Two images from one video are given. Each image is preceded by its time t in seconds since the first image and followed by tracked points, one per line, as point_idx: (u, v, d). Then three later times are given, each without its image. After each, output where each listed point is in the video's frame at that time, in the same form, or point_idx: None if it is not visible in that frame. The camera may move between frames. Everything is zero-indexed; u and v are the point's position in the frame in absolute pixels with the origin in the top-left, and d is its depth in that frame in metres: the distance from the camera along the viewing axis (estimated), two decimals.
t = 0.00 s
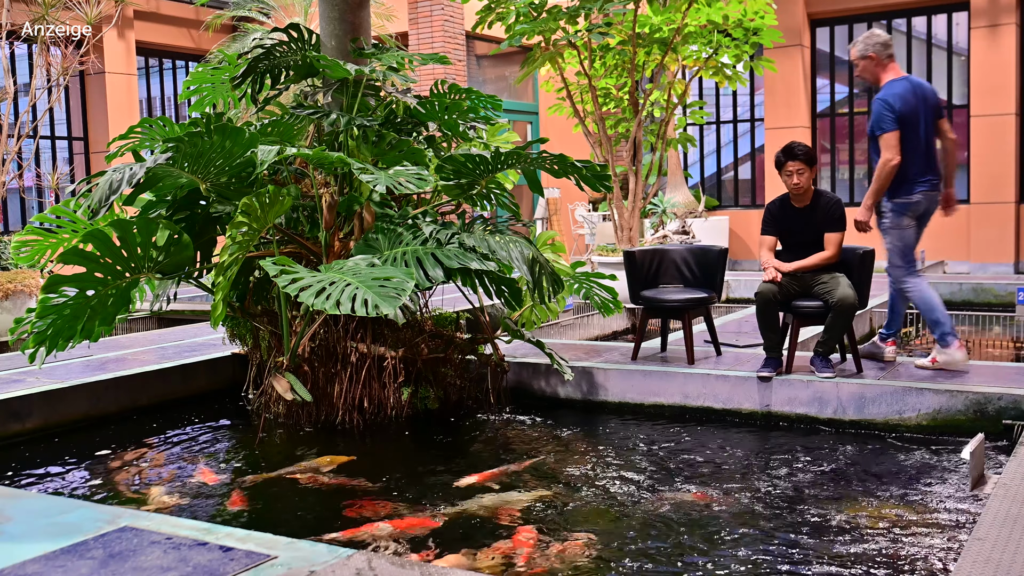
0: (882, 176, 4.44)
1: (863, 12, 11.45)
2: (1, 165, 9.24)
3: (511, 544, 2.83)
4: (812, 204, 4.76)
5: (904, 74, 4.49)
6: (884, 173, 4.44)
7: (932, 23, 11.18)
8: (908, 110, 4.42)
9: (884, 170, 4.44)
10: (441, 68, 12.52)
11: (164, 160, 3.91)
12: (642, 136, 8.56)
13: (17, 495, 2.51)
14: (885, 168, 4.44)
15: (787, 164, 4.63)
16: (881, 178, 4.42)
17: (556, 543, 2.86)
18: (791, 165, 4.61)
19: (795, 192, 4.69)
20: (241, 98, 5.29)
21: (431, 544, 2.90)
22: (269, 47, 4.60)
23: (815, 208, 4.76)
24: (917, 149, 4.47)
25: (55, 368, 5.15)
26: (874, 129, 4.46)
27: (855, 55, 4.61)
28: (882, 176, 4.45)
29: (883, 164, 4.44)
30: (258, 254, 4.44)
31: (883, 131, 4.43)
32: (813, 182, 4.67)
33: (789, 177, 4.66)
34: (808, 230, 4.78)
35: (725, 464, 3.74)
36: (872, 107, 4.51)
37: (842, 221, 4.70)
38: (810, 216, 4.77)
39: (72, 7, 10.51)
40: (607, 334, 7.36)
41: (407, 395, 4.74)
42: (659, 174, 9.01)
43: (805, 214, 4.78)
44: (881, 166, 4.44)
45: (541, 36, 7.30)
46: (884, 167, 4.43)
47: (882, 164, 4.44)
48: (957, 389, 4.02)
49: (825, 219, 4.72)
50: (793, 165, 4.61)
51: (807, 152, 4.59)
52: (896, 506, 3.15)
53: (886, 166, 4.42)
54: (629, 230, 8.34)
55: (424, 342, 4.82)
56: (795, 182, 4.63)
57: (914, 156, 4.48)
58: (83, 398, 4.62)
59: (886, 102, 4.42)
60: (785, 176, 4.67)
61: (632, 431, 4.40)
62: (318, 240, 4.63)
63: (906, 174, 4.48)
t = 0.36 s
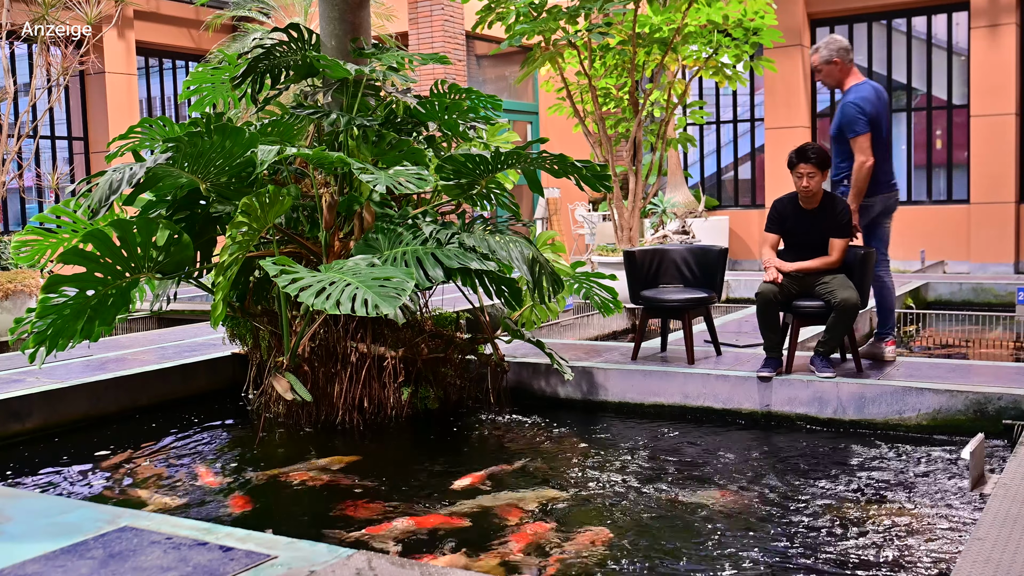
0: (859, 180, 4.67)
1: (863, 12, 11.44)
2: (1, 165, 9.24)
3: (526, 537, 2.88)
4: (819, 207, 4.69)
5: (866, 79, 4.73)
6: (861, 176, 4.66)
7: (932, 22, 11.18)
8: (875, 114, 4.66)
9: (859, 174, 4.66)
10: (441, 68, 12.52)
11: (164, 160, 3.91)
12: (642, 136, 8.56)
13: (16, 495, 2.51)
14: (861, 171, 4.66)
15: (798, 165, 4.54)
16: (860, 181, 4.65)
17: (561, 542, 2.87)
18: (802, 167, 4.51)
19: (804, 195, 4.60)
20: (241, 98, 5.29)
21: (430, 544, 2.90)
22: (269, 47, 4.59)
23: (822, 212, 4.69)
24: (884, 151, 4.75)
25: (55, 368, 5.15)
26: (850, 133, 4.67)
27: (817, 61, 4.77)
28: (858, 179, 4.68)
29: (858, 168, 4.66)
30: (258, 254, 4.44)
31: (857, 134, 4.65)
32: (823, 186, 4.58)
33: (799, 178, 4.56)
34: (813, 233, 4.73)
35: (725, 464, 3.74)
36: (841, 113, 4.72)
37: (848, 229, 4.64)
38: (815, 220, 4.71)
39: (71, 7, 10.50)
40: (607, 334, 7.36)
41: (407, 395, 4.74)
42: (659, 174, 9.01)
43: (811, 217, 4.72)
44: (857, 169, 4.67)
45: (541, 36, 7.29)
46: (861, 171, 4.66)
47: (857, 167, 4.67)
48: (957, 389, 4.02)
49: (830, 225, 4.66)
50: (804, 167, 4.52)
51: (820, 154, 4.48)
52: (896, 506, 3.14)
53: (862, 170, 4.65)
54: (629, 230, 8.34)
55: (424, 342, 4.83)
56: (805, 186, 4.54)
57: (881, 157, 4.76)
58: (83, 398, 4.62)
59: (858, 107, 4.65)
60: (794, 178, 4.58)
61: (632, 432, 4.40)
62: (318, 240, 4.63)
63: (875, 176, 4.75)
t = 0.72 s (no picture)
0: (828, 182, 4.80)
1: (863, 11, 11.44)
2: (1, 165, 9.24)
3: (541, 530, 2.94)
4: (825, 209, 4.65)
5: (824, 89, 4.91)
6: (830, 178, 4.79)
7: (932, 22, 11.18)
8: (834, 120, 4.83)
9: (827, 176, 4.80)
10: (441, 68, 12.52)
11: (164, 160, 3.91)
12: (642, 136, 8.55)
13: (16, 495, 2.51)
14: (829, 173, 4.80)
15: (806, 168, 4.50)
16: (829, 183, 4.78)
17: (565, 540, 2.88)
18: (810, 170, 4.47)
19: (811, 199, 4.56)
20: (241, 98, 5.29)
21: (431, 543, 2.90)
22: (269, 47, 4.59)
23: (828, 215, 4.65)
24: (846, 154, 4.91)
25: (55, 368, 5.15)
26: (814, 138, 4.80)
27: (781, 68, 4.93)
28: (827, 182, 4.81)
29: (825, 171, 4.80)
30: (259, 254, 4.44)
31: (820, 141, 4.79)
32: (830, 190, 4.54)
33: (806, 181, 4.53)
34: (816, 235, 4.69)
35: (725, 464, 3.74)
36: (802, 120, 4.86)
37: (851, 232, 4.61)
38: (819, 223, 4.67)
39: (71, 7, 10.50)
40: (607, 334, 7.36)
41: (407, 394, 4.74)
42: (659, 174, 9.01)
43: (816, 220, 4.68)
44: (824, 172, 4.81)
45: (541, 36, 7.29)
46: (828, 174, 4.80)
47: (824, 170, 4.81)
48: (957, 389, 4.02)
49: (835, 228, 4.63)
50: (813, 170, 4.50)
51: (829, 158, 4.47)
52: (895, 506, 3.14)
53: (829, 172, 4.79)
54: (629, 230, 8.34)
55: (424, 342, 4.83)
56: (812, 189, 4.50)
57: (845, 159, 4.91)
58: (83, 398, 4.62)
59: (820, 113, 4.80)
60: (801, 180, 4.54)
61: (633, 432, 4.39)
62: (318, 240, 4.63)
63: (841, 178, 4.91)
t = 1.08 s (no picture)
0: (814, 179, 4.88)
1: (863, 11, 11.44)
2: (1, 165, 9.23)
3: (554, 523, 2.99)
4: (826, 210, 4.64)
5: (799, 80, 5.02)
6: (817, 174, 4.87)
7: (932, 22, 11.18)
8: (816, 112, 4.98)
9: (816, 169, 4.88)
10: (441, 68, 12.52)
11: (164, 160, 3.91)
12: (642, 136, 8.55)
13: (16, 495, 2.51)
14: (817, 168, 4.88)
15: (807, 168, 4.51)
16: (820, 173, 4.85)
17: (566, 540, 2.89)
18: (812, 171, 4.48)
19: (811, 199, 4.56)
20: (241, 98, 5.29)
21: (431, 543, 2.90)
22: (269, 47, 4.59)
23: (829, 216, 4.65)
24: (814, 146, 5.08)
25: (55, 368, 5.14)
26: (812, 125, 4.87)
27: (762, 61, 4.90)
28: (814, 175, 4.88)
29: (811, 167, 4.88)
30: (259, 254, 4.44)
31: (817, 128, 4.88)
32: (831, 191, 4.55)
33: (807, 182, 4.53)
34: (817, 236, 4.68)
35: (724, 464, 3.74)
36: (795, 109, 4.90)
37: (851, 233, 4.62)
38: (820, 224, 4.67)
39: (72, 6, 10.50)
40: (607, 335, 7.36)
41: (407, 394, 4.75)
42: (659, 174, 9.01)
43: (817, 220, 4.67)
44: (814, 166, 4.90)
45: (541, 36, 7.29)
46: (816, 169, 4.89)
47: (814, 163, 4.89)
48: (957, 389, 4.02)
49: (836, 230, 4.63)
50: (813, 171, 4.51)
51: (830, 159, 4.47)
52: (895, 506, 3.14)
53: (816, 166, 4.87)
54: (629, 230, 8.34)
55: (424, 342, 4.83)
56: (812, 190, 4.50)
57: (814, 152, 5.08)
58: (82, 398, 4.61)
59: (812, 102, 4.90)
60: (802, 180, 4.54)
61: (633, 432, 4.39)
62: (318, 240, 4.63)
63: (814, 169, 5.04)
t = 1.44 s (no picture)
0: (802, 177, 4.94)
1: (864, 11, 11.43)
2: (1, 165, 9.23)
3: (561, 521, 3.02)
4: (827, 210, 4.64)
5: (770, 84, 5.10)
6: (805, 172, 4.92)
7: (932, 22, 11.18)
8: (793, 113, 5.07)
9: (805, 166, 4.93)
10: (441, 68, 12.52)
11: (164, 159, 3.92)
12: (642, 136, 8.55)
13: (16, 495, 2.51)
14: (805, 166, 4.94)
15: (806, 169, 4.51)
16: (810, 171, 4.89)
17: (567, 539, 2.89)
18: (810, 171, 4.49)
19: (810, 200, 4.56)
20: (241, 98, 5.29)
21: (431, 543, 2.90)
22: (269, 47, 4.59)
23: (829, 216, 4.65)
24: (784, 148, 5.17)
25: (54, 368, 5.14)
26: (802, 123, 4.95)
27: (748, 60, 4.89)
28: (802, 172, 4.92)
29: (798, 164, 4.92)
30: (259, 254, 4.44)
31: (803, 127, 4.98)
32: (831, 191, 4.55)
33: (805, 182, 4.54)
34: (817, 236, 4.68)
35: (724, 464, 3.73)
36: (784, 108, 4.94)
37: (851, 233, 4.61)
38: (820, 224, 4.67)
39: (72, 6, 10.51)
40: (607, 334, 7.36)
41: (407, 394, 4.75)
42: (659, 174, 9.00)
43: (817, 221, 4.67)
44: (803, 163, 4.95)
45: (541, 36, 7.28)
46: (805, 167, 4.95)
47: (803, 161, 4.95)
48: (957, 389, 4.02)
49: (836, 230, 4.63)
50: (812, 172, 4.51)
51: (830, 160, 4.47)
52: (894, 506, 3.14)
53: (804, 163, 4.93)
54: (629, 230, 8.34)
55: (424, 342, 4.84)
56: (811, 190, 4.51)
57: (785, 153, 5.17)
58: (82, 398, 4.62)
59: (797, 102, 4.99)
60: (800, 181, 4.55)
61: (632, 432, 4.39)
62: (318, 240, 4.63)
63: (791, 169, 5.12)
